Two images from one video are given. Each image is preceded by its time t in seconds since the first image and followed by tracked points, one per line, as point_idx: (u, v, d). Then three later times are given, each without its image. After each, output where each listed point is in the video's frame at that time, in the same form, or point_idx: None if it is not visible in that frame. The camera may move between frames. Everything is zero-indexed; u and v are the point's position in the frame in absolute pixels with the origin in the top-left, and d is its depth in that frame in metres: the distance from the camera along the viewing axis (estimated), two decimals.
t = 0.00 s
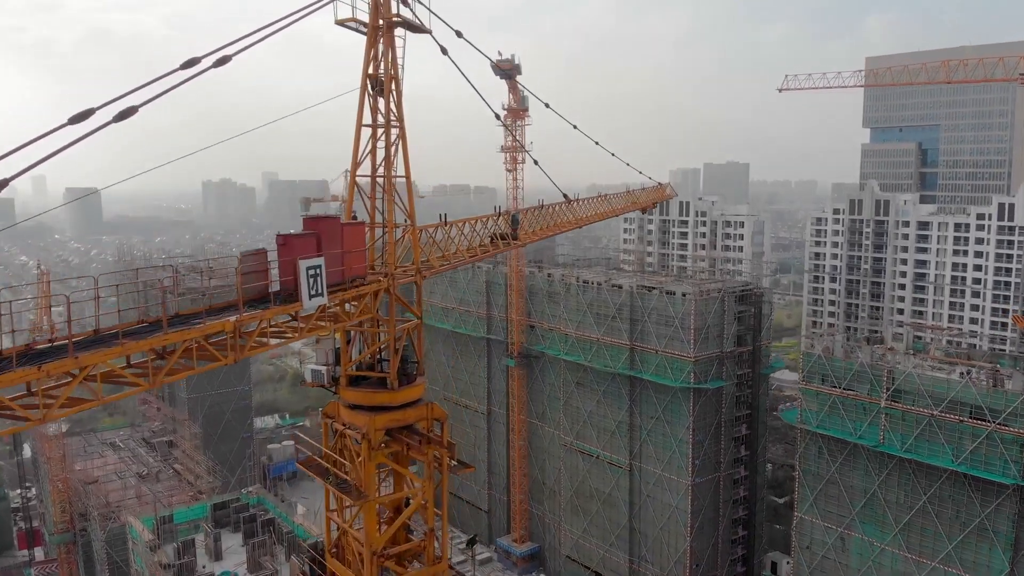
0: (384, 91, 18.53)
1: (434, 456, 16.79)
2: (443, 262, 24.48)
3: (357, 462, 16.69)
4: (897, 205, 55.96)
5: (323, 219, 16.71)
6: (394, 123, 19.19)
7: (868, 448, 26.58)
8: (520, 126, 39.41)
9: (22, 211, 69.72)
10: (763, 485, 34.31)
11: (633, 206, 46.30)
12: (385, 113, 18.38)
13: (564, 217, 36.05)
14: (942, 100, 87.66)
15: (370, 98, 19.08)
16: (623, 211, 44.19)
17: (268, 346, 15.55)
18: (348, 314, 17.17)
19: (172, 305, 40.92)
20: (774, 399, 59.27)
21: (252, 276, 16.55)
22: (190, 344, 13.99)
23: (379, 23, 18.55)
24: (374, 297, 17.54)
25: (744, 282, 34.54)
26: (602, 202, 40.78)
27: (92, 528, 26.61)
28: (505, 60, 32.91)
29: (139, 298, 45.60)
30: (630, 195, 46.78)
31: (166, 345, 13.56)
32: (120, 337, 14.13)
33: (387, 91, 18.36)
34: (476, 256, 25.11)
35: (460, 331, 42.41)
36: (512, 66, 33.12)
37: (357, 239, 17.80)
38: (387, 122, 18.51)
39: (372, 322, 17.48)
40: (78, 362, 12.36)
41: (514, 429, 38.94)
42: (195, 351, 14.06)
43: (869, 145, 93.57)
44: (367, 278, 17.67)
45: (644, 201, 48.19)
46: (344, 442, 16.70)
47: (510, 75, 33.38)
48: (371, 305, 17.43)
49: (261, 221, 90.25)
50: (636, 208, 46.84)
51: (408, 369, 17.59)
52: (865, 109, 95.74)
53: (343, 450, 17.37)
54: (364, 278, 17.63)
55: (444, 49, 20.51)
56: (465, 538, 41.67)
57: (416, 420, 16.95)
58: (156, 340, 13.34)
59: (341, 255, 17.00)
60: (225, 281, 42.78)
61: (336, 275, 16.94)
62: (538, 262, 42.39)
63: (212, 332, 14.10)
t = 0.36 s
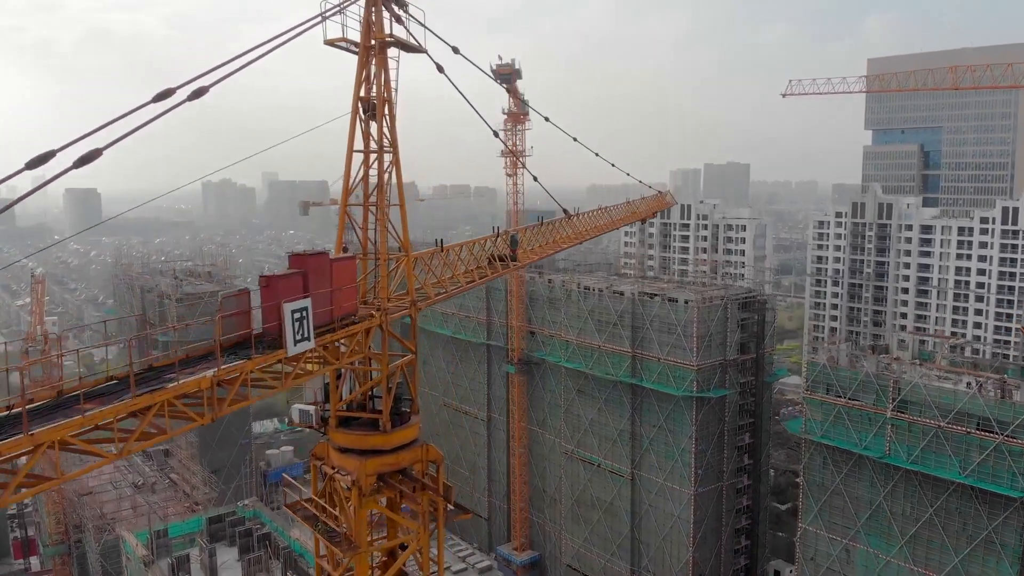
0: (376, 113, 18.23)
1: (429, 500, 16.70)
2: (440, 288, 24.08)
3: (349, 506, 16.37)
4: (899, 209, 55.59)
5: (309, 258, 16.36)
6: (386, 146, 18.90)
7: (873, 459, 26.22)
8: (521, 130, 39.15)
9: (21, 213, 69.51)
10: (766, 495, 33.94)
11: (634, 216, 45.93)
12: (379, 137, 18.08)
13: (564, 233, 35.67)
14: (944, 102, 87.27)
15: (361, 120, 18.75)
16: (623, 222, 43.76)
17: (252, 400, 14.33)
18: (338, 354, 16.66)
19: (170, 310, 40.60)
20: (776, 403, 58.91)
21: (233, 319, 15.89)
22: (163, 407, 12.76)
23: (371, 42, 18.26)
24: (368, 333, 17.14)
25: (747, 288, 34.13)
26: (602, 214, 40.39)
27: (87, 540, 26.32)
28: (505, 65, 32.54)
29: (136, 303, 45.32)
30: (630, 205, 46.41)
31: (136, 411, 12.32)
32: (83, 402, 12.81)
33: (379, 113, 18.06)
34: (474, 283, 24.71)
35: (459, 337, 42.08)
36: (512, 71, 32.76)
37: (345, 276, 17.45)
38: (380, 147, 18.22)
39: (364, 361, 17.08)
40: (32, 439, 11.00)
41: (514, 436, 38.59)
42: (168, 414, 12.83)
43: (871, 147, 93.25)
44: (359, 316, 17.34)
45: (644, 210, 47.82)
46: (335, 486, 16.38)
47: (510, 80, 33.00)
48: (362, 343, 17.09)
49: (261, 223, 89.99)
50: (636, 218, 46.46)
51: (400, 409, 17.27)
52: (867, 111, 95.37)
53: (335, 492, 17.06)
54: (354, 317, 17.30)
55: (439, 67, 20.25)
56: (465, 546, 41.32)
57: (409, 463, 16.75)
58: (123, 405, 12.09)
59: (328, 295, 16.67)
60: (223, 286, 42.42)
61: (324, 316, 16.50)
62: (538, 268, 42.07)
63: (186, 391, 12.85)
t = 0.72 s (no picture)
0: (369, 136, 18.25)
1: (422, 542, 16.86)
2: (435, 315, 23.91)
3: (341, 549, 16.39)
4: (902, 212, 55.29)
5: (296, 294, 15.38)
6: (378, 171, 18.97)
7: (878, 469, 25.89)
8: (521, 134, 38.90)
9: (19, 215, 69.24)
10: (769, 503, 33.65)
11: (635, 227, 45.59)
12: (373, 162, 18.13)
13: (564, 246, 35.30)
14: (946, 103, 86.97)
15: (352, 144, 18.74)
16: (624, 233, 43.41)
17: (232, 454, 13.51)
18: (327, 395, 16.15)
19: (167, 315, 40.24)
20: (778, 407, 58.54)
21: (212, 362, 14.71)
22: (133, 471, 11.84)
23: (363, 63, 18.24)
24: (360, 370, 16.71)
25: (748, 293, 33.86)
26: (602, 227, 40.12)
27: (81, 552, 26.03)
28: (505, 69, 32.20)
29: (134, 308, 45.05)
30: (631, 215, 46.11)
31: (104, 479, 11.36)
32: (41, 470, 11.72)
33: (372, 136, 18.07)
34: (471, 310, 24.55)
35: (459, 342, 41.79)
36: (512, 75, 32.42)
37: (338, 307, 16.90)
38: (374, 172, 18.26)
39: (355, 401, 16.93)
40: None
41: (514, 442, 38.26)
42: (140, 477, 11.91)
43: (873, 149, 92.97)
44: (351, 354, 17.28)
45: (645, 219, 47.49)
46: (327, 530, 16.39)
47: (510, 84, 32.66)
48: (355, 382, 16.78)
49: (261, 223, 89.78)
50: (637, 228, 46.13)
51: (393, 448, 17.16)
52: (868, 113, 95.07)
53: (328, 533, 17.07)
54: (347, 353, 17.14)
55: (432, 86, 20.32)
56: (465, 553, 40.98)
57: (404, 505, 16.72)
58: (89, 475, 11.13)
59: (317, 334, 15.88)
60: (221, 290, 42.08)
61: (312, 356, 15.73)
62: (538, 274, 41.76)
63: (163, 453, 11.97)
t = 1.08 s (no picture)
0: (360, 165, 17.96)
1: None
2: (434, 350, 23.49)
3: None
4: (904, 216, 54.95)
5: (282, 344, 15.03)
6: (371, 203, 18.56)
7: (883, 481, 25.53)
8: (522, 139, 38.59)
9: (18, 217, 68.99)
10: (772, 512, 33.30)
11: (636, 238, 45.03)
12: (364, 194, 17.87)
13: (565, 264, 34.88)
14: (948, 105, 86.78)
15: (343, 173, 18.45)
16: (625, 246, 42.82)
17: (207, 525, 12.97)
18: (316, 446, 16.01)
19: (164, 321, 39.80)
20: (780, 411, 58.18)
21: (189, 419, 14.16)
22: (99, 556, 11.27)
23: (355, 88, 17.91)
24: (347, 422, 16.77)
25: (751, 300, 33.46)
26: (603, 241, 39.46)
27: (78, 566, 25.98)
28: (505, 74, 31.85)
29: (131, 313, 44.76)
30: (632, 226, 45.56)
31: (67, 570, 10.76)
32: None
33: (363, 165, 17.78)
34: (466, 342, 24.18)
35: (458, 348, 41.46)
36: (512, 80, 32.06)
37: (327, 353, 16.56)
38: (365, 203, 17.98)
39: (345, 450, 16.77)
40: None
41: (514, 449, 37.92)
42: (108, 561, 11.35)
43: (875, 150, 92.76)
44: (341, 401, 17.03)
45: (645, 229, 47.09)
46: None
47: (510, 89, 32.32)
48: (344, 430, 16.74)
49: (261, 224, 89.46)
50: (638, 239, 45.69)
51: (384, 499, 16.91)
52: (870, 115, 94.84)
53: None
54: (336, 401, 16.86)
55: (429, 107, 19.99)
56: (464, 560, 40.66)
57: (397, 558, 16.42)
58: (50, 569, 10.52)
59: (303, 385, 15.58)
60: (219, 295, 41.66)
61: (297, 410, 15.30)
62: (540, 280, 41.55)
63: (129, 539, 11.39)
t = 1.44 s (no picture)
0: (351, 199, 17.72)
1: None
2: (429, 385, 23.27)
3: None
4: (907, 219, 54.58)
5: (264, 403, 14.41)
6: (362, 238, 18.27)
7: (889, 492, 25.18)
8: (522, 143, 38.30)
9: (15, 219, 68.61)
10: (774, 520, 32.98)
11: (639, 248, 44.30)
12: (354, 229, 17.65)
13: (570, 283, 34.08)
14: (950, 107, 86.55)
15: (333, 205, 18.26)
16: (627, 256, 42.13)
17: None
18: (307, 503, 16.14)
19: (161, 327, 39.36)
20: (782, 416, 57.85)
21: (165, 485, 13.73)
22: None
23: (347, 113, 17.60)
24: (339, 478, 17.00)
25: (753, 306, 33.09)
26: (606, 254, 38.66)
27: None
28: (505, 79, 31.49)
29: (128, 318, 44.41)
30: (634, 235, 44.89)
31: None
32: None
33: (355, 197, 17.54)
34: (464, 376, 23.77)
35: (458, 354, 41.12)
36: (512, 85, 31.70)
37: (313, 406, 16.08)
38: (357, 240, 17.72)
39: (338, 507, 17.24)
40: None
41: (515, 457, 37.58)
42: None
43: (877, 152, 92.52)
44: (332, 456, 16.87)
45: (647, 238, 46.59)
46: None
47: (510, 94, 31.95)
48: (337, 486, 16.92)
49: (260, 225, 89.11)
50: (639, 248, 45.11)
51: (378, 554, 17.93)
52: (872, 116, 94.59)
53: None
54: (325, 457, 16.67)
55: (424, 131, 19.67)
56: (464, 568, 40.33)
57: None
58: None
59: (288, 444, 15.10)
60: (217, 301, 41.27)
61: (282, 470, 14.86)
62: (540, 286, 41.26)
63: None
